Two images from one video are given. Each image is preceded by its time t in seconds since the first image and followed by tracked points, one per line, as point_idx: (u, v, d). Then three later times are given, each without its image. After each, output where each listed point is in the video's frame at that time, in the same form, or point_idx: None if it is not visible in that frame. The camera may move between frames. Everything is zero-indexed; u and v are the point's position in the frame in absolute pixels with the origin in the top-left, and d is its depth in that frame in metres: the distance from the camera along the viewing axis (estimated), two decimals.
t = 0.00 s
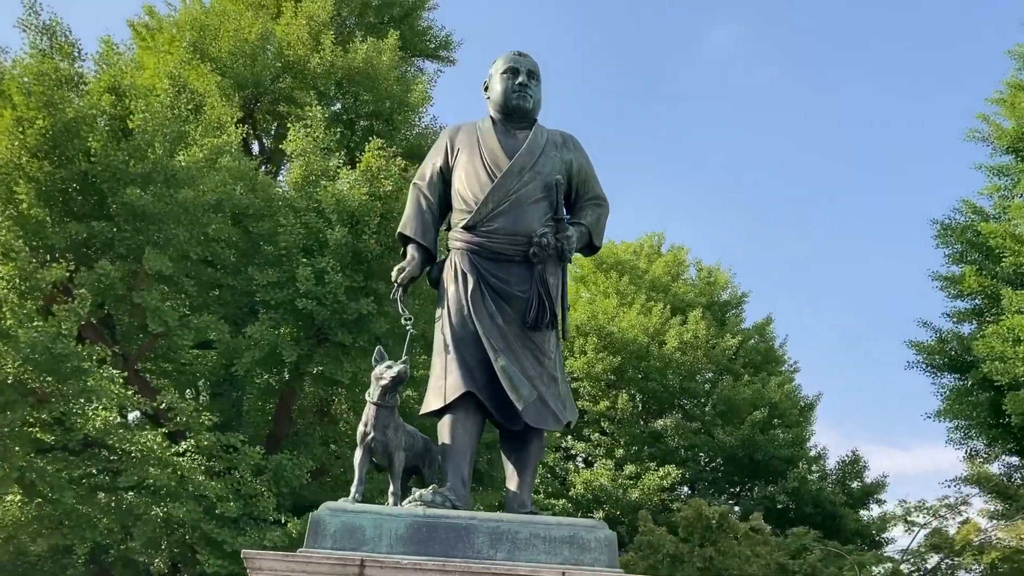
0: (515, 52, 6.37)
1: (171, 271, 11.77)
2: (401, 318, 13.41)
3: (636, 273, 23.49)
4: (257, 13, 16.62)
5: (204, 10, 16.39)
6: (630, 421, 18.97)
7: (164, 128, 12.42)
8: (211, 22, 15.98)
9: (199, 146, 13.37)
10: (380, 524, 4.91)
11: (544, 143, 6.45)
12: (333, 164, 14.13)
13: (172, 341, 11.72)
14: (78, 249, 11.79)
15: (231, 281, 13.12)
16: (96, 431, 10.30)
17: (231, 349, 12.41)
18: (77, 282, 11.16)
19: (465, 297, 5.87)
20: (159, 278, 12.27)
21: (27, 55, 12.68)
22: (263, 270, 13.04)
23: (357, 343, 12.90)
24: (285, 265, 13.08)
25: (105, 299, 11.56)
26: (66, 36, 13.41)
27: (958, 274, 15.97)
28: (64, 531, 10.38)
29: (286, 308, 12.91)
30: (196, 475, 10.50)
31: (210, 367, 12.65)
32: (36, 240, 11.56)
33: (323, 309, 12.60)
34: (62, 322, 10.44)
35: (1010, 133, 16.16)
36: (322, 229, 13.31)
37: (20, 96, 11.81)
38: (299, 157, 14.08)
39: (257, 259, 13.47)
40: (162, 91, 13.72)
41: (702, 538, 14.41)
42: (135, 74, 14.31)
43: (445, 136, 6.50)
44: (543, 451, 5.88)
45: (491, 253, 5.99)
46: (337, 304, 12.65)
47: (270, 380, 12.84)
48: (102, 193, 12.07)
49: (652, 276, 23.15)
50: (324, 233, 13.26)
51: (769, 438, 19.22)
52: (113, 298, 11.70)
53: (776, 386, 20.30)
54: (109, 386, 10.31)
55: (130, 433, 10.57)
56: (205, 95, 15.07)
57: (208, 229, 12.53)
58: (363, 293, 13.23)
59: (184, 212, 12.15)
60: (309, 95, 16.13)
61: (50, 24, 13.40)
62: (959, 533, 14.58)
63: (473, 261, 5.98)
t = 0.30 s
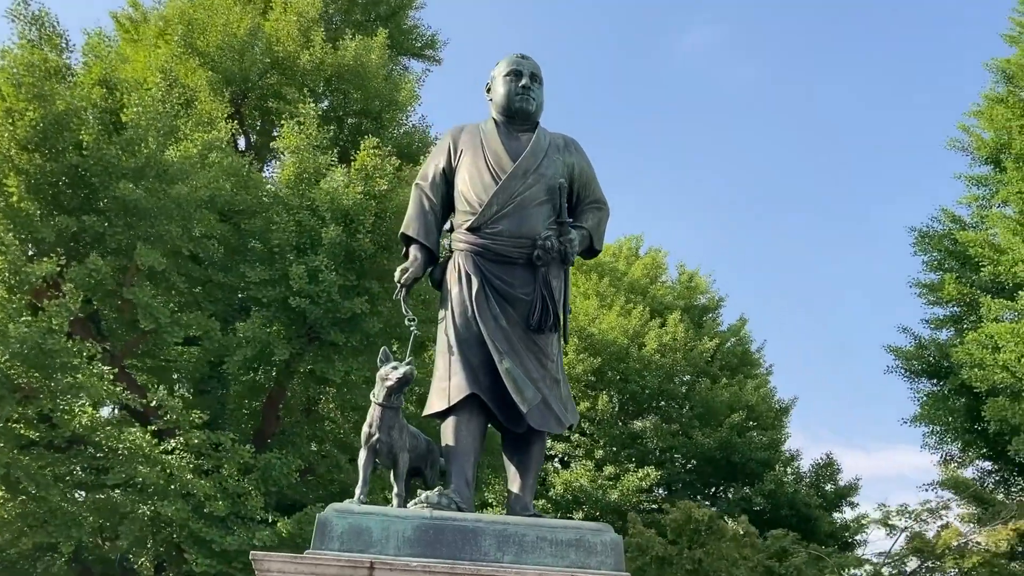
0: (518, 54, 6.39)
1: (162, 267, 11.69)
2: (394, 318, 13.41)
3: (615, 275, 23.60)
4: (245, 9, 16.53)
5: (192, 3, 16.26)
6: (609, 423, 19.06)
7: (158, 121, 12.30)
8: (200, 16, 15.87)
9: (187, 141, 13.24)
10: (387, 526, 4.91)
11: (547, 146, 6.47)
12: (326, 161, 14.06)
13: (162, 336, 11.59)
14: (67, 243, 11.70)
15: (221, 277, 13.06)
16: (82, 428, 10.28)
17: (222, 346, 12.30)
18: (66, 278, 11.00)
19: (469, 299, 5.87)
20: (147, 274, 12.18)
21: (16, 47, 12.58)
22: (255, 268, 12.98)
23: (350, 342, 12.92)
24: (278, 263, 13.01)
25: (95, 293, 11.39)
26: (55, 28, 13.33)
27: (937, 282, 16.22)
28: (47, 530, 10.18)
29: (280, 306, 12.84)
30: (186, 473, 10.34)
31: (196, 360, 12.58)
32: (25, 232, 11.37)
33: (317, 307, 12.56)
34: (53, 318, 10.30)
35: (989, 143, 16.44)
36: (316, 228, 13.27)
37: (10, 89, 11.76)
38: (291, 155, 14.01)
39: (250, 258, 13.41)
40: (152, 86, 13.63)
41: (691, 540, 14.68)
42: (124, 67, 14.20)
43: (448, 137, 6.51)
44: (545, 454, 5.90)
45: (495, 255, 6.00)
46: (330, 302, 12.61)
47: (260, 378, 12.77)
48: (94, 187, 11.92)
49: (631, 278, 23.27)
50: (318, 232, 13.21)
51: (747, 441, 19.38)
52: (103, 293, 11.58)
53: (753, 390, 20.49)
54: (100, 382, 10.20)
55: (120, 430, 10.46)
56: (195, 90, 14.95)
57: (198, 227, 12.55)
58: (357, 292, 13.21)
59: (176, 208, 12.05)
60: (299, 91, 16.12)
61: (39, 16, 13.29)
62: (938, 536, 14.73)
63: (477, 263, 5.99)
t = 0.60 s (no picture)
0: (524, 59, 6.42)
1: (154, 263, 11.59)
2: (387, 318, 13.41)
3: (596, 276, 23.73)
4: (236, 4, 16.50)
5: None
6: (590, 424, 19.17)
7: (153, 116, 12.27)
8: (190, 9, 15.80)
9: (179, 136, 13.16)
10: (395, 528, 4.91)
11: (551, 151, 6.51)
12: (320, 158, 13.99)
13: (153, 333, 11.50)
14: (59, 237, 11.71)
15: (213, 274, 12.96)
16: (68, 424, 10.16)
17: (214, 344, 12.24)
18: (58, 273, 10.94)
19: (474, 301, 5.89)
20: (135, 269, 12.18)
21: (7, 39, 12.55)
22: (249, 265, 12.85)
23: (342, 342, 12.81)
24: (270, 261, 12.93)
25: (86, 289, 11.32)
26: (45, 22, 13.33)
27: (917, 289, 16.48)
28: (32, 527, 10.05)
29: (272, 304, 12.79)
30: (176, 472, 10.26)
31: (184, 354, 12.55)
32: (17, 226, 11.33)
33: (311, 306, 12.43)
34: (45, 313, 10.14)
35: (970, 154, 16.72)
36: (312, 226, 13.18)
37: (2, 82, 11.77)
38: (284, 151, 13.91)
39: (239, 254, 13.37)
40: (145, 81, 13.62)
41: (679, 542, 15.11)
42: (115, 61, 14.10)
43: (452, 139, 6.53)
44: (548, 457, 5.94)
45: (500, 258, 6.03)
46: (324, 302, 12.48)
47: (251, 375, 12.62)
48: (87, 180, 11.86)
49: (611, 279, 23.42)
50: (313, 231, 13.14)
51: (725, 444, 19.56)
52: (93, 288, 11.49)
53: (730, 393, 20.72)
54: (89, 380, 10.18)
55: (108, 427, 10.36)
56: (185, 85, 14.86)
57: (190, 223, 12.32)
58: (351, 292, 13.20)
59: (170, 205, 11.96)
60: (288, 88, 16.07)
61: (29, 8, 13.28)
62: (918, 541, 14.91)
63: (482, 266, 6.01)
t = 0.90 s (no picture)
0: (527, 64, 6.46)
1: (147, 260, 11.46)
2: (381, 318, 13.45)
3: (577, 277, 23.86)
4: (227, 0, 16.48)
5: None
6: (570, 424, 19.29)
7: (148, 113, 12.27)
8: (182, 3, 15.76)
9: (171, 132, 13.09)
10: (402, 530, 4.94)
11: (553, 156, 6.55)
12: (315, 157, 14.17)
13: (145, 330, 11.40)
14: (54, 231, 11.78)
15: (208, 272, 12.86)
16: (57, 421, 9.97)
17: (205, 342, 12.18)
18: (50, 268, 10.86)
19: (477, 305, 5.92)
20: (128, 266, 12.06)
21: None
22: (243, 262, 12.78)
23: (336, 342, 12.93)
24: (264, 259, 12.85)
25: (76, 285, 11.22)
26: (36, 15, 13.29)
27: (898, 296, 16.69)
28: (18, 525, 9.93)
29: (266, 303, 12.75)
30: (165, 470, 10.22)
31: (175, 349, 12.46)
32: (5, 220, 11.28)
33: (305, 306, 12.52)
34: (38, 309, 10.09)
35: (951, 164, 16.95)
36: (306, 225, 13.36)
37: None
38: (279, 149, 14.11)
39: (229, 252, 13.29)
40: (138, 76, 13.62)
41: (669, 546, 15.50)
42: (108, 56, 14.08)
43: (454, 142, 6.55)
44: (548, 460, 5.98)
45: (503, 262, 6.06)
46: (318, 302, 12.58)
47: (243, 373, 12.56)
48: (80, 174, 11.85)
49: (592, 281, 23.56)
50: (308, 232, 13.23)
51: (704, 446, 19.74)
52: (84, 284, 11.38)
53: (709, 395, 20.91)
54: (80, 377, 10.08)
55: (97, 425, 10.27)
56: (178, 80, 14.84)
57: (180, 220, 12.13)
58: (346, 292, 13.26)
59: (164, 201, 11.80)
60: (278, 85, 16.04)
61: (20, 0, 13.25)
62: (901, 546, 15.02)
63: (485, 270, 6.04)
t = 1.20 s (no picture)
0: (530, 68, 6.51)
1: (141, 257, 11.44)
2: (374, 317, 13.48)
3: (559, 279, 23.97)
4: None
5: None
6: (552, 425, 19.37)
7: (144, 109, 12.26)
8: None
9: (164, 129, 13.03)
10: (409, 531, 4.97)
11: (555, 159, 6.60)
12: (309, 157, 14.22)
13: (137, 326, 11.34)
14: (44, 226, 11.69)
15: (203, 269, 12.77)
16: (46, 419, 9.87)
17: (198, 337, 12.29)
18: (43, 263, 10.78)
19: (481, 307, 5.95)
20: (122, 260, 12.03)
21: None
22: (237, 260, 12.73)
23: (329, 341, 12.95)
24: (259, 257, 12.80)
25: (69, 280, 11.16)
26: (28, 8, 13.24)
27: (879, 302, 16.91)
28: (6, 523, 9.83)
29: (260, 301, 12.72)
30: (156, 468, 10.13)
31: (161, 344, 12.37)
32: None
33: (300, 305, 12.48)
34: (32, 306, 10.00)
35: (933, 173, 17.23)
36: (298, 223, 13.37)
37: None
38: (273, 148, 14.11)
39: (222, 248, 13.16)
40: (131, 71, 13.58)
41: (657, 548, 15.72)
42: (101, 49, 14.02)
43: (458, 145, 6.59)
44: (549, 462, 6.02)
45: (507, 265, 6.10)
46: (313, 301, 12.56)
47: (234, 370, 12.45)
48: (75, 170, 11.78)
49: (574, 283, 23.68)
50: (303, 231, 13.24)
51: (684, 447, 19.91)
52: (75, 280, 11.30)
53: (690, 397, 21.08)
54: (73, 374, 10.05)
55: (88, 422, 10.18)
56: (170, 76, 14.80)
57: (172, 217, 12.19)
58: (339, 292, 13.35)
59: (160, 198, 11.83)
60: (267, 82, 16.03)
61: None
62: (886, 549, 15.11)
63: (489, 272, 6.07)
